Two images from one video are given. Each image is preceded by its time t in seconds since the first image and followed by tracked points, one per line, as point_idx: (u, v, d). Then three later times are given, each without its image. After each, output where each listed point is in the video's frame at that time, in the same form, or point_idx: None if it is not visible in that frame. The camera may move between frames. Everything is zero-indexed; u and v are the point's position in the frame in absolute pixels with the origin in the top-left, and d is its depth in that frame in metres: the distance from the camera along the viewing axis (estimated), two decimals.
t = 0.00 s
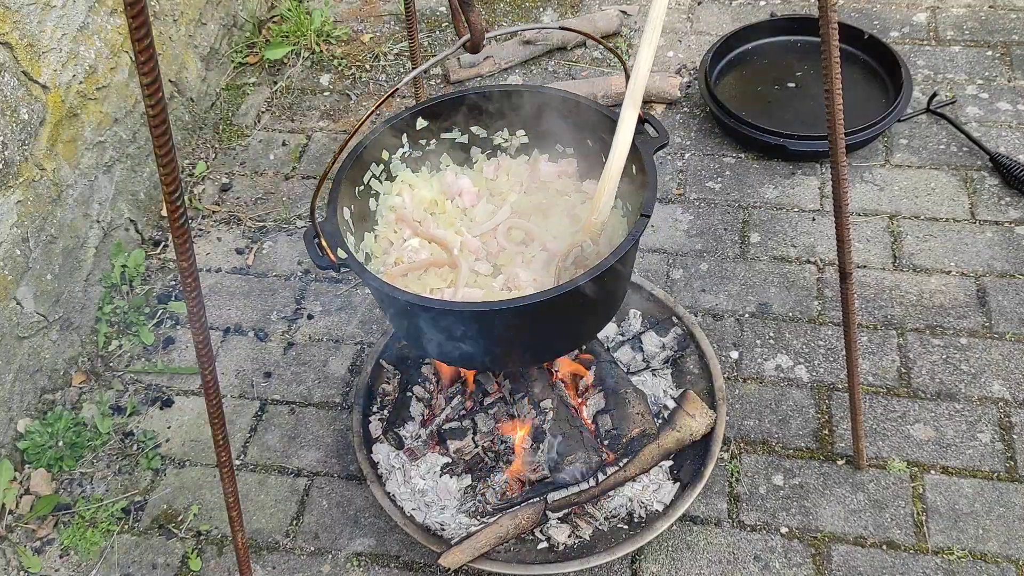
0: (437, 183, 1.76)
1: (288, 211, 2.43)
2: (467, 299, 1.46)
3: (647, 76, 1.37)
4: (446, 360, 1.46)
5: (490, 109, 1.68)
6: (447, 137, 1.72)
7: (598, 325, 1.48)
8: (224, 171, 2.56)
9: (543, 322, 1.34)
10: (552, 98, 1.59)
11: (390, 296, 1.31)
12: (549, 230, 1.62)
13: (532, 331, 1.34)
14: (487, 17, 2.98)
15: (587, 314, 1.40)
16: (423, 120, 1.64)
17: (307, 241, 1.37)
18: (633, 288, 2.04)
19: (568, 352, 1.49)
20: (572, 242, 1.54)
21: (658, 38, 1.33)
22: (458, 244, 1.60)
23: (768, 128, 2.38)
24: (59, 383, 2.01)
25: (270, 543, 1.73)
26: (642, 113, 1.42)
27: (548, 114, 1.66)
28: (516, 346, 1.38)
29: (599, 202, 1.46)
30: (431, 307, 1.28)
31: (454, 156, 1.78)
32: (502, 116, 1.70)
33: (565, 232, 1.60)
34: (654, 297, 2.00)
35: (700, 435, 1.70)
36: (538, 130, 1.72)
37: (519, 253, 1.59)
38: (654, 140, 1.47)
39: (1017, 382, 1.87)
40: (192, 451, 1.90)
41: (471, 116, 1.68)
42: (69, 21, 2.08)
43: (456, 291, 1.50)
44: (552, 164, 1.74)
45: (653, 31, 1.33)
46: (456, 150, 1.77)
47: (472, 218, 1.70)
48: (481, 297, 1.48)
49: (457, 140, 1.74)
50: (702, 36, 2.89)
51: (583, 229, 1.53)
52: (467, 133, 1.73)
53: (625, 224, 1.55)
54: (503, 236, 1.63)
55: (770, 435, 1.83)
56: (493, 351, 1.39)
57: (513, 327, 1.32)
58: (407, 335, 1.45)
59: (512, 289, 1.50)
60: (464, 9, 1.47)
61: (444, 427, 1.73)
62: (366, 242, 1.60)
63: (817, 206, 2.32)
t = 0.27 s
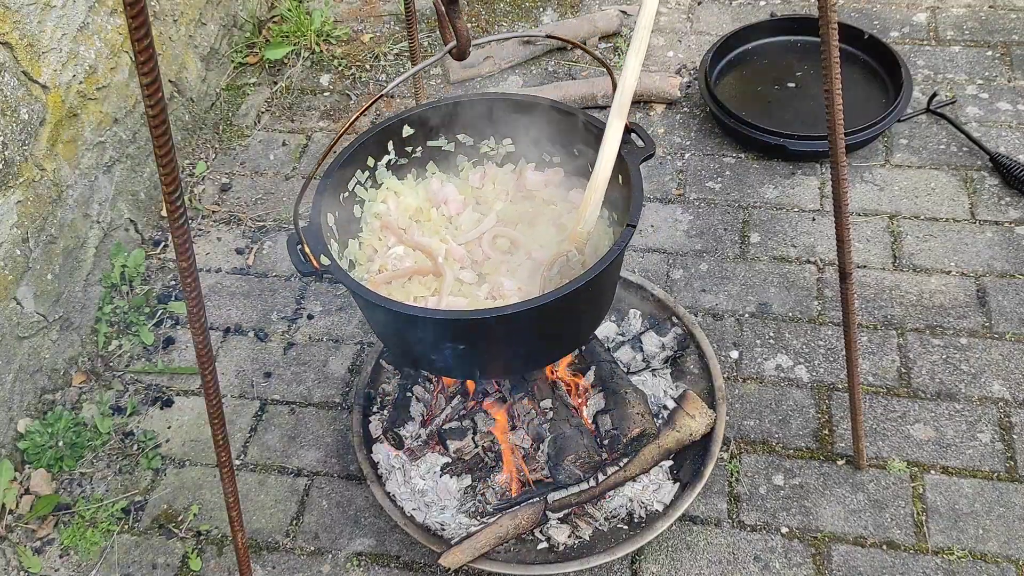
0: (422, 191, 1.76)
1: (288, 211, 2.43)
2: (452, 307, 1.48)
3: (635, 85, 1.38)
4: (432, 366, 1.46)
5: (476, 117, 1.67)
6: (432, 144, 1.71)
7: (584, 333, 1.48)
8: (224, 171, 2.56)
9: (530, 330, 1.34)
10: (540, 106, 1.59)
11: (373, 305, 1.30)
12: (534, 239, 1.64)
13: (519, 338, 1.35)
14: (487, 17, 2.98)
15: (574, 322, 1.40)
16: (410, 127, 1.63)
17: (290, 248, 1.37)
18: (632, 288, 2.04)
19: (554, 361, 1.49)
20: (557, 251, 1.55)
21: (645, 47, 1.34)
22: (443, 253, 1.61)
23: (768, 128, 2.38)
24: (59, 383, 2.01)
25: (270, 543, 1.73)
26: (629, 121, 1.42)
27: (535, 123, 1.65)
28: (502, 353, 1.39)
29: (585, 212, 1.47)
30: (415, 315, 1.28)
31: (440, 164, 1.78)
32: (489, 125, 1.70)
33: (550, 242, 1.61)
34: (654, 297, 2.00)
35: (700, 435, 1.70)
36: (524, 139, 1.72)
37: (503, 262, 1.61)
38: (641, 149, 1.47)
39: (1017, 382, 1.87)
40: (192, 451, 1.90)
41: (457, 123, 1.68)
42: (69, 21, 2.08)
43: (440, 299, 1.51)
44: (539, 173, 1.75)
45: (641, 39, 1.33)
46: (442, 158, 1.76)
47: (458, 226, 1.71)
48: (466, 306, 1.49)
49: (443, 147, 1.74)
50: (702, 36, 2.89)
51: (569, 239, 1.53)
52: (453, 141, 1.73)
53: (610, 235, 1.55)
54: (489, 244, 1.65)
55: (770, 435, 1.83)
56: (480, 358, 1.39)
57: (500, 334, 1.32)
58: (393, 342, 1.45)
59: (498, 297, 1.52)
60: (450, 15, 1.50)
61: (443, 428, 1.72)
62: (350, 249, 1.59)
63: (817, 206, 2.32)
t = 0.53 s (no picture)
0: (418, 200, 1.76)
1: (288, 211, 2.43)
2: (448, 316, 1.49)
3: (632, 94, 1.37)
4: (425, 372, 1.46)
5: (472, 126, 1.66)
6: (429, 153, 1.71)
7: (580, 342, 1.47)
8: (224, 171, 2.56)
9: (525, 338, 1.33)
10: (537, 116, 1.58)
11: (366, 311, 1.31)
12: (530, 248, 1.64)
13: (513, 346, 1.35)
14: (487, 17, 2.98)
15: (570, 331, 1.40)
16: (406, 136, 1.63)
17: (282, 255, 1.36)
18: (632, 288, 2.04)
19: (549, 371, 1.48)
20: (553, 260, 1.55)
21: (642, 55, 1.34)
22: (439, 261, 1.62)
23: (768, 128, 2.38)
24: (59, 383, 2.01)
25: (270, 543, 1.73)
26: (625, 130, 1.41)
27: (532, 132, 1.64)
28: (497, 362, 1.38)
29: (580, 223, 1.45)
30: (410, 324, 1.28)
31: (436, 172, 1.78)
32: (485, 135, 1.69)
33: (546, 252, 1.61)
34: (653, 297, 2.00)
35: (700, 435, 1.70)
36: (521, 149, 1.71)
37: (499, 271, 1.61)
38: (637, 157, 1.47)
39: (1017, 382, 1.87)
40: (192, 451, 1.90)
41: (454, 133, 1.67)
42: (69, 21, 2.08)
43: (435, 308, 1.51)
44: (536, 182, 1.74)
45: (638, 46, 1.33)
46: (438, 166, 1.76)
47: (454, 235, 1.71)
48: (461, 316, 1.50)
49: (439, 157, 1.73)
50: (701, 36, 2.89)
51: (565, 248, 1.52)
52: (450, 150, 1.72)
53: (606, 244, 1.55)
54: (485, 252, 1.65)
55: (770, 435, 1.83)
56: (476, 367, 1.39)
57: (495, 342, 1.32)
58: (388, 350, 1.45)
59: (493, 306, 1.52)
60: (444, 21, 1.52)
61: (443, 427, 1.71)
62: (345, 257, 1.60)
63: (817, 206, 2.32)
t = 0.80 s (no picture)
0: (427, 203, 1.76)
1: (288, 211, 2.43)
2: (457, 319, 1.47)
3: (640, 95, 1.36)
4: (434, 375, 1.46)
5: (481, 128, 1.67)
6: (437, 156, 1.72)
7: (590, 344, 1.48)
8: (224, 171, 2.56)
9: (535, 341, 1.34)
10: (547, 117, 1.59)
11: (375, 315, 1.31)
12: (539, 250, 1.63)
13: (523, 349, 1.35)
14: (487, 17, 2.98)
15: (580, 333, 1.40)
16: (414, 139, 1.64)
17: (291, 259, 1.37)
18: (632, 288, 2.04)
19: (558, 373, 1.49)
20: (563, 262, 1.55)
21: (650, 56, 1.33)
22: (448, 264, 1.61)
23: (768, 128, 2.38)
24: (59, 383, 2.01)
25: (270, 543, 1.72)
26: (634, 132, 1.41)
27: (541, 134, 1.65)
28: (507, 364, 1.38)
29: (590, 224, 1.46)
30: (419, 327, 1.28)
31: (445, 175, 1.79)
32: (493, 136, 1.70)
33: (555, 254, 1.60)
34: (653, 297, 2.00)
35: (700, 435, 1.70)
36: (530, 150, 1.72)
37: (509, 274, 1.59)
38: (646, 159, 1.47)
39: (1017, 382, 1.87)
40: (192, 451, 1.90)
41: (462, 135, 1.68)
42: (69, 21, 2.08)
43: (445, 311, 1.51)
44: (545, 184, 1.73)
45: (647, 48, 1.32)
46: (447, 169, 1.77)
47: (462, 237, 1.70)
48: (471, 318, 1.48)
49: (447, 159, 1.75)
50: (701, 36, 2.89)
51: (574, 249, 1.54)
52: (458, 152, 1.73)
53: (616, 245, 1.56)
54: (494, 256, 1.63)
55: (770, 435, 1.83)
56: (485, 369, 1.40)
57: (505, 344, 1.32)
58: (396, 353, 1.44)
59: (503, 308, 1.51)
60: (452, 23, 1.54)
61: (443, 428, 1.72)
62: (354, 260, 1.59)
63: (817, 206, 2.32)
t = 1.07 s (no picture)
0: (442, 198, 1.76)
1: (288, 211, 2.43)
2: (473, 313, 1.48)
3: (655, 87, 1.37)
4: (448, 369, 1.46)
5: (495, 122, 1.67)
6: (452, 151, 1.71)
7: (605, 338, 1.48)
8: (224, 171, 2.56)
9: (550, 334, 1.33)
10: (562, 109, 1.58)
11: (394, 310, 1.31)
12: (555, 244, 1.64)
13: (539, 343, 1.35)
14: (487, 17, 2.98)
15: (596, 327, 1.40)
16: (429, 134, 1.63)
17: (311, 257, 1.37)
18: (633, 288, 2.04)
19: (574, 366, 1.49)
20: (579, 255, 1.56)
21: (665, 49, 1.33)
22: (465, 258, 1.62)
23: (768, 128, 2.38)
24: (59, 383, 2.01)
25: (270, 543, 1.73)
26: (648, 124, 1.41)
27: (555, 127, 1.65)
28: (522, 359, 1.39)
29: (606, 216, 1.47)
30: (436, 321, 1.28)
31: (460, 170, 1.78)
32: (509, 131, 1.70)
33: (572, 247, 1.61)
34: (653, 297, 2.00)
35: (700, 435, 1.71)
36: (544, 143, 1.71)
37: (525, 267, 1.61)
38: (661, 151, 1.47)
39: (1017, 382, 1.87)
40: (192, 451, 1.90)
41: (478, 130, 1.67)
42: (69, 21, 2.08)
43: (462, 305, 1.51)
44: (559, 177, 1.74)
45: (661, 39, 1.32)
46: (462, 164, 1.76)
47: (478, 232, 1.71)
48: (488, 312, 1.49)
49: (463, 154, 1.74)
50: (701, 36, 2.89)
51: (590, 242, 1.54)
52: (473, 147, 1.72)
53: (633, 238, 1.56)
54: (510, 249, 1.65)
55: (770, 435, 1.83)
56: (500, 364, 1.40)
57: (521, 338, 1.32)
58: (414, 348, 1.45)
59: (520, 302, 1.51)
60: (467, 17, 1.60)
61: (444, 428, 1.74)
62: (370, 256, 1.59)
63: (817, 206, 2.32)
